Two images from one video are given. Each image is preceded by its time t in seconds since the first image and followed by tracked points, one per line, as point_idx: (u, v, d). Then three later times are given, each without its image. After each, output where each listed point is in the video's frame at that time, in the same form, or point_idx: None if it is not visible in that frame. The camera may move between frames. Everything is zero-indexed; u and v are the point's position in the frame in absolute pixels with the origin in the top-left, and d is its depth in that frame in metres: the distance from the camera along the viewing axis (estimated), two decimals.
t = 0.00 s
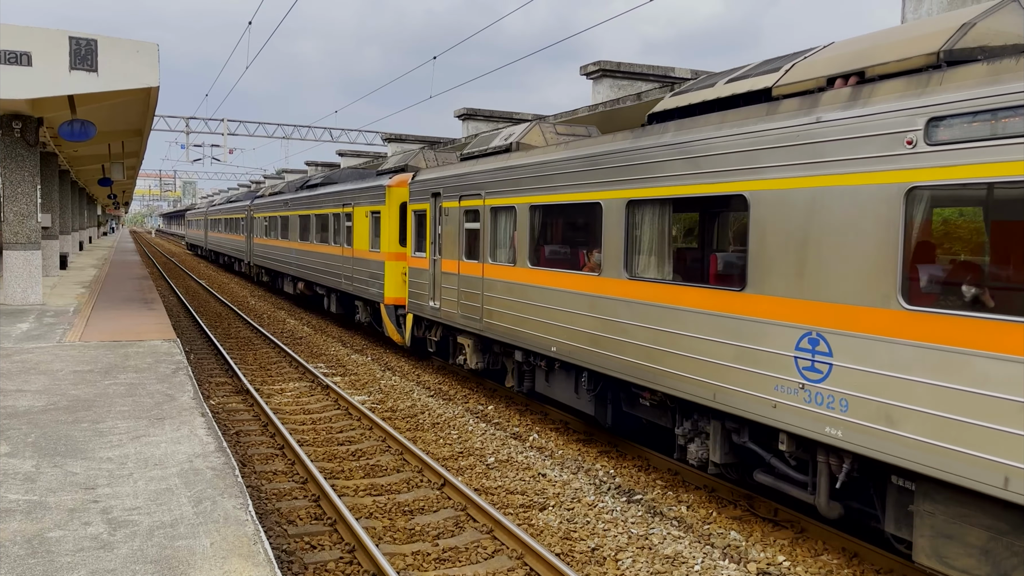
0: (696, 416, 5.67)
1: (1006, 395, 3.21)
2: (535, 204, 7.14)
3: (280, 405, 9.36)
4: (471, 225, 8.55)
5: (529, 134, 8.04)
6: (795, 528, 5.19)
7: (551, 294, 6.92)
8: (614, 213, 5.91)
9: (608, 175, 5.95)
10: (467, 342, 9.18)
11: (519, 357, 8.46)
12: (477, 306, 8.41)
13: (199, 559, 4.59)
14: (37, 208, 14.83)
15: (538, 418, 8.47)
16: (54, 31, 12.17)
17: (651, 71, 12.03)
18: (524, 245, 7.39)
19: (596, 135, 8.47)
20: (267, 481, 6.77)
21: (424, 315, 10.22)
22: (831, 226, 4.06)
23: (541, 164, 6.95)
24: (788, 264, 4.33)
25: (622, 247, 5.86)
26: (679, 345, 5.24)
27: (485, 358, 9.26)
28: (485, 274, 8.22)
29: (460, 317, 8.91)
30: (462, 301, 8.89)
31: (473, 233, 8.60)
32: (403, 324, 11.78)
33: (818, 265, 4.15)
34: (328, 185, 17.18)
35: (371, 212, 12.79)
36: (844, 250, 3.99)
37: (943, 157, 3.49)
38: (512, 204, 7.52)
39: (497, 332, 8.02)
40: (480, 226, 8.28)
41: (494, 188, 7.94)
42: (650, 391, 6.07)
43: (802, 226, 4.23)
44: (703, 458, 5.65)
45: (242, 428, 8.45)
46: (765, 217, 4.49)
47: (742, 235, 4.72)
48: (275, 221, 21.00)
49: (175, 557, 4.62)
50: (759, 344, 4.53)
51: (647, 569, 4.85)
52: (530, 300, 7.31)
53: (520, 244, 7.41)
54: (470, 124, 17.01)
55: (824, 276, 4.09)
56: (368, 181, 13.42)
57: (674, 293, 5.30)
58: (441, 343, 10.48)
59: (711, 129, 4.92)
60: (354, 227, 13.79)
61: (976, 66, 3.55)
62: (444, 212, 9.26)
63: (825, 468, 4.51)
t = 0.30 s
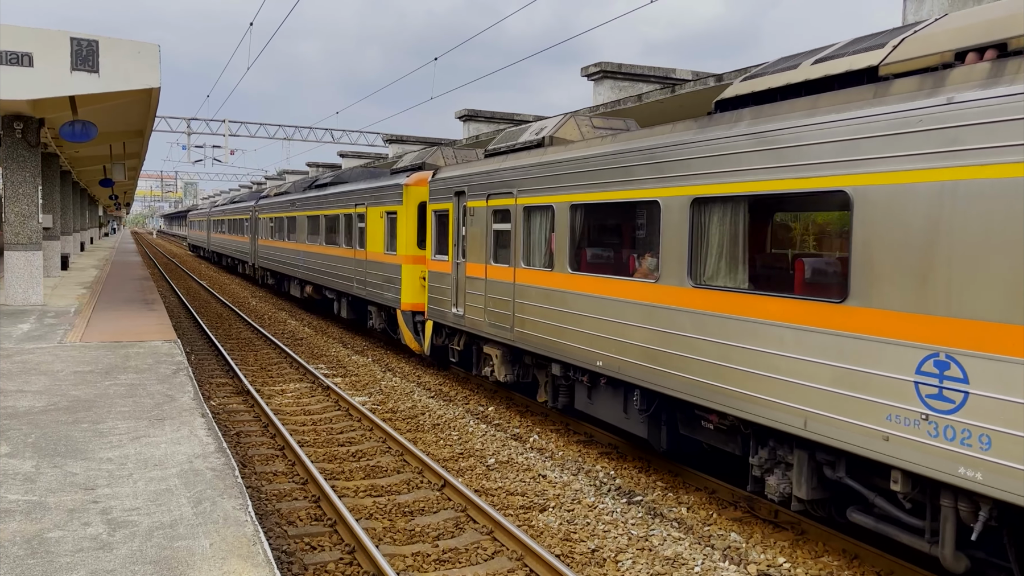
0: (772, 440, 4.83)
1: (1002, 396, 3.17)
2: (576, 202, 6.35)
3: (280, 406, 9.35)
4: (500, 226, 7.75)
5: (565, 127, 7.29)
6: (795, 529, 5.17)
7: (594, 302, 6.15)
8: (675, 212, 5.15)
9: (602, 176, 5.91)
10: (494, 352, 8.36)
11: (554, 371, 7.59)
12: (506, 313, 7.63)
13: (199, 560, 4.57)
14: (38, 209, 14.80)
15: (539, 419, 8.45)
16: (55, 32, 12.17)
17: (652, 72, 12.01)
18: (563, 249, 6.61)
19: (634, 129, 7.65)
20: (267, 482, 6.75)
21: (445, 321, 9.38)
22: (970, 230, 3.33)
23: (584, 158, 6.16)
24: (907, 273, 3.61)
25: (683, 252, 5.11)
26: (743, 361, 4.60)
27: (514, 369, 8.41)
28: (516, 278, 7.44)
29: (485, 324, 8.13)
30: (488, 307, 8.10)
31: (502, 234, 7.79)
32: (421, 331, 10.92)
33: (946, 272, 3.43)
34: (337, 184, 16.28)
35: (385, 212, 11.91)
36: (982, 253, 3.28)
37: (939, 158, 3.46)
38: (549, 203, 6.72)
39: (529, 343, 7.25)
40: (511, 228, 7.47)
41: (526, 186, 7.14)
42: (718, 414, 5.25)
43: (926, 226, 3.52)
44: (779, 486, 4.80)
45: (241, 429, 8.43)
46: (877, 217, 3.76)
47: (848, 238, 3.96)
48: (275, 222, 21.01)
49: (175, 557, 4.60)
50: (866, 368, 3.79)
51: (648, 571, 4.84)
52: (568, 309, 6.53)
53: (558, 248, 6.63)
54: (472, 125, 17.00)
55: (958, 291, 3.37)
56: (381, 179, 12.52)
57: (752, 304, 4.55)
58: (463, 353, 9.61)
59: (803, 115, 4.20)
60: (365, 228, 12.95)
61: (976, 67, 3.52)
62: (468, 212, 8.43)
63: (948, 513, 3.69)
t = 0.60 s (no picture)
0: (874, 475, 4.11)
1: (1006, 398, 3.15)
2: (627, 200, 5.67)
3: (281, 406, 9.34)
4: (536, 227, 7.05)
5: (606, 119, 6.90)
6: (796, 531, 5.15)
7: (645, 310, 5.50)
8: (755, 208, 4.47)
9: (604, 174, 5.88)
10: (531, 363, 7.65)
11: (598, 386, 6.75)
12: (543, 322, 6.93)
13: (200, 560, 4.56)
14: (40, 209, 14.80)
15: (540, 419, 8.44)
16: (57, 32, 12.17)
17: (654, 73, 12.00)
18: (610, 252, 5.93)
19: (681, 120, 7.33)
20: (267, 482, 6.73)
21: (473, 331, 8.66)
22: None
23: (639, 150, 5.46)
24: None
25: (768, 257, 4.42)
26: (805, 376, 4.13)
27: (550, 383, 7.57)
28: (554, 284, 6.74)
29: (519, 333, 7.43)
30: (523, 316, 7.39)
31: (540, 235, 7.06)
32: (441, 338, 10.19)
33: None
34: (348, 181, 15.52)
35: (402, 212, 11.22)
36: None
37: (942, 159, 3.44)
38: (595, 201, 6.03)
39: (569, 356, 6.57)
40: (549, 228, 6.76)
41: (567, 183, 6.45)
42: (807, 441, 4.41)
43: None
44: (888, 532, 4.00)
45: (242, 429, 8.41)
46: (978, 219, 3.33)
47: (997, 244, 3.27)
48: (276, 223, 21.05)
49: (175, 558, 4.59)
50: (909, 376, 3.56)
51: (648, 572, 4.82)
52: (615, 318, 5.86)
53: (607, 250, 5.91)
54: (473, 126, 16.99)
55: None
56: (398, 176, 11.78)
57: (848, 315, 3.91)
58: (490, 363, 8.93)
59: (923, 95, 3.57)
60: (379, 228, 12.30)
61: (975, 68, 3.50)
62: (500, 212, 7.73)
63: None
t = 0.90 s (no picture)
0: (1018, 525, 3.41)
1: (1006, 397, 3.16)
2: (694, 197, 5.01)
3: (283, 406, 9.34)
4: (580, 227, 6.39)
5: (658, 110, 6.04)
6: (798, 532, 5.14)
7: (702, 320, 4.95)
8: (865, 206, 3.84)
9: (612, 174, 5.85)
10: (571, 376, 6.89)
11: (651, 405, 6.06)
12: (586, 331, 6.28)
13: (201, 560, 4.55)
14: (43, 208, 14.81)
15: (541, 420, 8.43)
16: (59, 32, 12.17)
17: (656, 74, 11.99)
18: (672, 255, 5.25)
19: (740, 111, 6.46)
20: (269, 482, 6.72)
21: (504, 340, 7.95)
22: None
23: (706, 141, 4.84)
24: None
25: (884, 263, 3.76)
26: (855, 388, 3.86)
27: (594, 400, 6.82)
28: (600, 290, 6.08)
29: (556, 343, 6.74)
30: (561, 325, 6.70)
31: (583, 237, 6.38)
32: (466, 349, 9.44)
33: None
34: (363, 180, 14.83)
35: (423, 212, 10.50)
36: None
37: (943, 159, 3.45)
38: (654, 197, 5.38)
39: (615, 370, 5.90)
40: (597, 228, 6.09)
41: (618, 179, 5.79)
42: (933, 482, 3.72)
43: None
44: None
45: (244, 429, 8.41)
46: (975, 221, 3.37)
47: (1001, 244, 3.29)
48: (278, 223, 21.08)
49: (177, 558, 4.58)
50: (911, 376, 3.57)
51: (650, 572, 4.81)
52: (671, 329, 5.23)
53: (668, 255, 5.22)
54: (475, 126, 16.99)
55: None
56: (419, 174, 11.03)
57: (916, 324, 3.58)
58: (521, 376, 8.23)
59: (932, 94, 3.55)
60: (397, 229, 11.62)
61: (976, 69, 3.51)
62: (536, 210, 7.05)
63: None
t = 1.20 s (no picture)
0: None
1: (1006, 398, 3.14)
2: (778, 195, 4.34)
3: (285, 406, 9.34)
4: (635, 228, 5.67)
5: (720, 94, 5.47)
6: (800, 533, 5.14)
7: (700, 319, 4.96)
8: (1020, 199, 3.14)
9: (614, 175, 5.87)
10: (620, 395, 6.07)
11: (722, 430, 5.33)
12: (642, 345, 5.57)
13: (204, 560, 4.55)
14: (45, 208, 14.83)
15: (543, 420, 8.42)
16: (62, 32, 12.19)
17: (659, 74, 11.98)
18: (750, 261, 4.57)
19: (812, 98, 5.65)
20: (271, 483, 6.73)
21: (542, 352, 7.19)
22: None
23: (795, 129, 4.18)
24: None
25: None
26: (902, 399, 3.60)
27: (650, 421, 5.99)
28: (659, 298, 5.37)
29: (606, 357, 6.01)
30: (610, 337, 5.99)
31: (637, 239, 5.70)
32: (495, 360, 8.67)
33: None
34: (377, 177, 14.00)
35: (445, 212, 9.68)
36: None
37: (951, 159, 3.40)
38: (730, 193, 4.67)
39: (680, 390, 5.16)
40: (654, 230, 5.40)
41: (681, 172, 5.11)
42: None
43: None
44: None
45: (246, 429, 8.41)
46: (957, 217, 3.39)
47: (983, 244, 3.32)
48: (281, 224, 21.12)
49: (179, 558, 4.59)
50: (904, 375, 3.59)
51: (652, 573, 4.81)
52: (750, 344, 4.54)
53: (746, 261, 4.56)
54: (477, 127, 16.98)
55: None
56: (439, 170, 10.18)
57: (909, 324, 3.60)
58: (559, 392, 7.46)
59: (930, 95, 3.56)
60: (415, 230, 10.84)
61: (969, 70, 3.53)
62: (581, 209, 6.39)
63: None
